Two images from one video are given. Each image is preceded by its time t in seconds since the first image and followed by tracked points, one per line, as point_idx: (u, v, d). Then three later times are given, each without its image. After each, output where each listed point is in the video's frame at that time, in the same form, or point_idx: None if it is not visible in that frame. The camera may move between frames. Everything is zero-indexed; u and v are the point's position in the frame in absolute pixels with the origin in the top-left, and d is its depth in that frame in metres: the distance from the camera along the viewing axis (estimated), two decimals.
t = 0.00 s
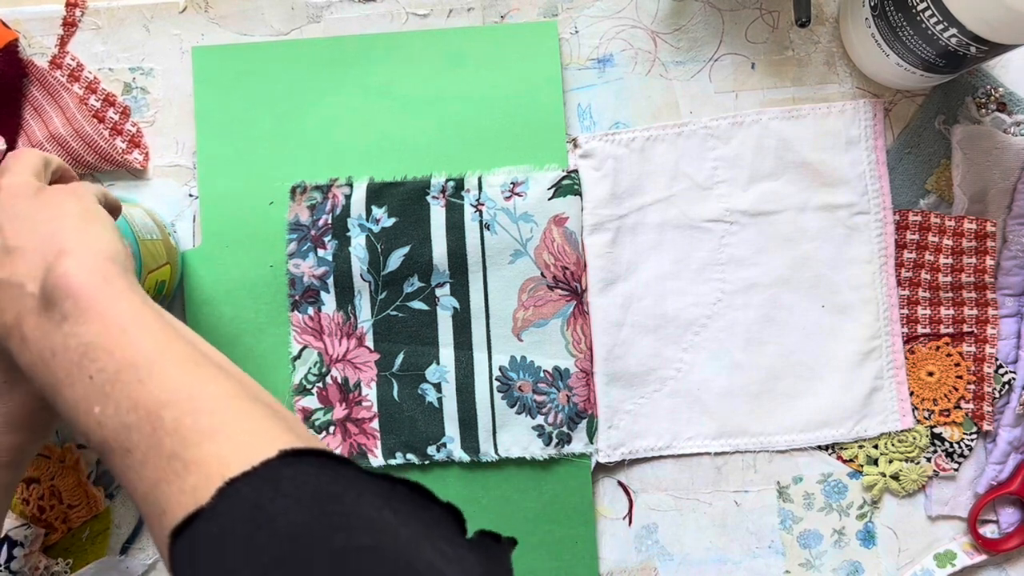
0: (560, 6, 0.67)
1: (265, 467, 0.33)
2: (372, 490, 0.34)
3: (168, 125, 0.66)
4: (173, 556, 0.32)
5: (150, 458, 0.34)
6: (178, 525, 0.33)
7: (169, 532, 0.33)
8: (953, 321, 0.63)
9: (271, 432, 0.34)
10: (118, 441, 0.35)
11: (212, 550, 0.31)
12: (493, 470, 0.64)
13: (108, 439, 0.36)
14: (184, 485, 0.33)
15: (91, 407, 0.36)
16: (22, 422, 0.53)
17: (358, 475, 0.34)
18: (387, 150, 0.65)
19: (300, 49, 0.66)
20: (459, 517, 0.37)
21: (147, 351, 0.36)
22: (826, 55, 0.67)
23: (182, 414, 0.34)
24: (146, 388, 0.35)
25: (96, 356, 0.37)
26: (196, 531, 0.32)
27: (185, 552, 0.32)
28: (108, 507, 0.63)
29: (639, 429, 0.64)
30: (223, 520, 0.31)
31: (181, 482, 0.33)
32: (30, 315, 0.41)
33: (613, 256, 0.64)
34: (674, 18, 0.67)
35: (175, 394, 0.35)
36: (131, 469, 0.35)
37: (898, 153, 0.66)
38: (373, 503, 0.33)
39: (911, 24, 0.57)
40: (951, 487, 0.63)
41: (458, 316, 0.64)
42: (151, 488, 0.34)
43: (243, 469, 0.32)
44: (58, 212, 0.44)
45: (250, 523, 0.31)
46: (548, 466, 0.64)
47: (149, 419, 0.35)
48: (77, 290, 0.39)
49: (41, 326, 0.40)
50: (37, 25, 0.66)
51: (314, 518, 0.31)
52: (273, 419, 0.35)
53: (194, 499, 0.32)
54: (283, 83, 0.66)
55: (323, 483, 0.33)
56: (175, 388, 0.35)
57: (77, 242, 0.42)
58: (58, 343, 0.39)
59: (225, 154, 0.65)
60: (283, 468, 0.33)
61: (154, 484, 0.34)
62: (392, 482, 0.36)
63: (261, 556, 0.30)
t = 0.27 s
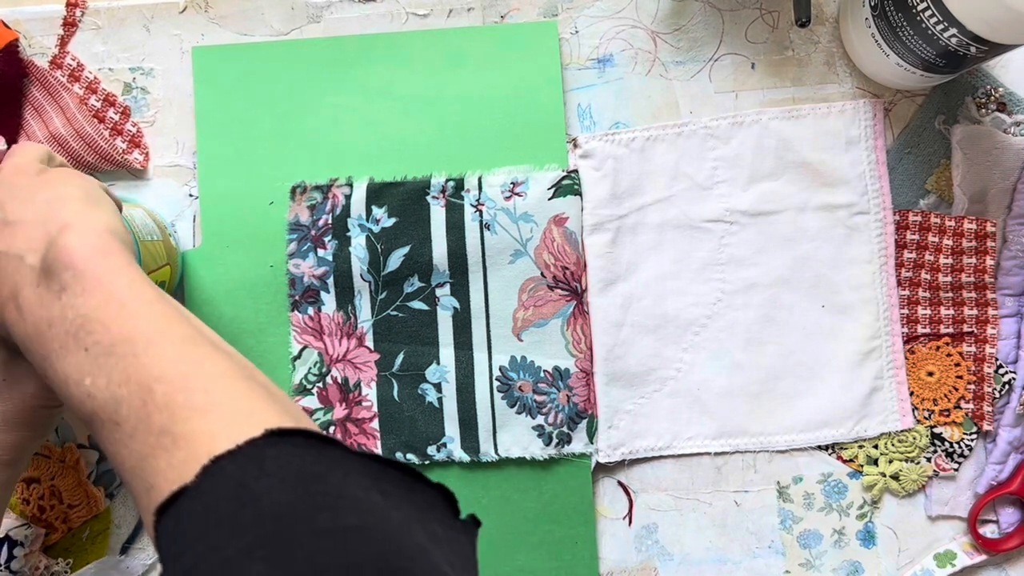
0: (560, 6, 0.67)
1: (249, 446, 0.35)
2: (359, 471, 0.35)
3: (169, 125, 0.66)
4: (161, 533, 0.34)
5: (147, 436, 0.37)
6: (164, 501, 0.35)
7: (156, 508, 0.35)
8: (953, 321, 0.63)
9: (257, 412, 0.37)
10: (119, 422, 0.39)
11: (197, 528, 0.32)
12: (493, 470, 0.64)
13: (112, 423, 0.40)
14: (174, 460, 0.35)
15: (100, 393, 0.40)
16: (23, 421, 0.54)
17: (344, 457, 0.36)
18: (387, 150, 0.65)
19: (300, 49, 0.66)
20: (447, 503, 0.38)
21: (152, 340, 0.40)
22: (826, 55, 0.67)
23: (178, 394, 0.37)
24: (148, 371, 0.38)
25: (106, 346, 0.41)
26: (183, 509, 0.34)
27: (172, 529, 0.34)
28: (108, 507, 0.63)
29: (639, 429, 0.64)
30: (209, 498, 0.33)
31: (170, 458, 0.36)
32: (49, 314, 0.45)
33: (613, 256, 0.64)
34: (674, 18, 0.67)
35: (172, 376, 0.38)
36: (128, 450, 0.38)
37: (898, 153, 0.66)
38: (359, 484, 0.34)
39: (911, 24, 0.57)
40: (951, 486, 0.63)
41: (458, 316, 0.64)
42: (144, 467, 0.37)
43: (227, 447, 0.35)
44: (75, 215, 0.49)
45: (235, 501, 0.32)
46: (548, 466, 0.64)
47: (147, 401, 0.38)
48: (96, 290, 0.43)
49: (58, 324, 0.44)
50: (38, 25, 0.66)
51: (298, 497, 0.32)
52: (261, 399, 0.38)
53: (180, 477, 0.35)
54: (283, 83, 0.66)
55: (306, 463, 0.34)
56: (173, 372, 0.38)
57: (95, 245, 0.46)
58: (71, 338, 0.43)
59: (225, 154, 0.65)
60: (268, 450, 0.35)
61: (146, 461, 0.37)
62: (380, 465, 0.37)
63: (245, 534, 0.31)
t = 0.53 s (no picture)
0: (560, 6, 0.67)
1: (197, 420, 0.32)
2: (315, 445, 0.33)
3: (169, 125, 0.66)
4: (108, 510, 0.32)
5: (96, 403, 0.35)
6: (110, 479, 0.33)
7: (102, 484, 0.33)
8: (953, 321, 0.63)
9: (209, 382, 0.34)
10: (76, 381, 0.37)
11: (142, 509, 0.31)
12: (493, 471, 0.64)
13: (66, 390, 0.38)
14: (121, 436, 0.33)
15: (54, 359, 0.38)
16: (23, 422, 0.54)
17: (299, 428, 0.34)
18: (387, 150, 0.65)
19: (300, 49, 0.66)
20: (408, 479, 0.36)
21: (106, 303, 0.37)
22: (826, 55, 0.67)
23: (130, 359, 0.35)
24: (106, 335, 0.36)
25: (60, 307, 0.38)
26: (128, 486, 0.32)
27: (118, 507, 0.32)
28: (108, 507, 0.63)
29: (639, 429, 0.64)
30: (152, 477, 0.31)
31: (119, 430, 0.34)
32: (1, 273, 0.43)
33: (613, 256, 0.64)
34: (674, 18, 0.67)
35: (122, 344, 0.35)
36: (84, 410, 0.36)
37: (898, 154, 0.66)
38: (316, 457, 0.33)
39: (911, 24, 0.57)
40: (951, 486, 0.63)
41: (458, 316, 0.64)
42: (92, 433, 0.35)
43: (176, 422, 0.32)
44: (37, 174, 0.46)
45: (181, 482, 0.31)
46: (549, 466, 0.64)
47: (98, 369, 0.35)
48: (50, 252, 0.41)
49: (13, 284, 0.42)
50: (37, 25, 0.66)
51: (249, 473, 0.31)
52: (222, 368, 0.35)
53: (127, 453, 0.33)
54: (282, 82, 0.66)
55: (256, 437, 0.32)
56: (125, 335, 0.36)
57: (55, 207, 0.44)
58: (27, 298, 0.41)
59: (225, 154, 0.65)
60: (218, 423, 0.32)
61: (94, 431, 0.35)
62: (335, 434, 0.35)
63: (193, 512, 0.30)
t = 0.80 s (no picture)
0: (560, 6, 0.67)
1: (324, 419, 0.31)
2: (418, 461, 0.33)
3: (169, 125, 0.66)
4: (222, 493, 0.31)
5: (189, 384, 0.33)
6: (227, 460, 0.31)
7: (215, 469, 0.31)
8: (953, 321, 0.64)
9: (338, 387, 0.33)
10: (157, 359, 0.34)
11: (264, 494, 0.29)
12: (493, 470, 0.64)
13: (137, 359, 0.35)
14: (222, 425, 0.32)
15: (153, 324, 0.34)
16: (24, 420, 0.56)
17: (408, 444, 0.34)
18: (387, 150, 0.65)
19: (300, 49, 0.66)
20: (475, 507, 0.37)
21: (201, 284, 0.34)
22: (826, 55, 0.67)
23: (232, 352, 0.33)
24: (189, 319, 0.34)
25: (177, 275, 0.35)
26: (251, 471, 0.30)
27: (237, 492, 0.30)
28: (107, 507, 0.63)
29: (639, 429, 0.64)
30: (277, 464, 0.30)
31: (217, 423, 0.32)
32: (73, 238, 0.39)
33: (613, 256, 0.64)
34: (674, 18, 0.67)
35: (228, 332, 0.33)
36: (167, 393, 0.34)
37: (898, 154, 0.66)
38: (420, 474, 0.33)
39: (911, 24, 0.57)
40: (951, 486, 0.63)
41: (458, 316, 0.64)
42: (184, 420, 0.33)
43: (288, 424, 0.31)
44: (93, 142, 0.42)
45: (310, 472, 0.30)
46: (549, 466, 0.64)
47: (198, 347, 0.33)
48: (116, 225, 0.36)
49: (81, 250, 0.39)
50: (37, 25, 0.66)
51: (370, 478, 0.30)
52: (323, 369, 0.34)
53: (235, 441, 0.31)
54: (283, 82, 0.66)
55: (379, 444, 0.32)
56: (290, 336, 0.34)
57: (131, 195, 0.37)
58: (111, 265, 0.36)
59: (225, 154, 0.65)
60: (344, 426, 0.32)
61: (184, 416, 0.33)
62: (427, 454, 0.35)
63: (315, 506, 0.29)
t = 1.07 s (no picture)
0: (560, 6, 0.67)
1: (417, 445, 0.34)
2: (483, 498, 0.36)
3: (168, 125, 0.66)
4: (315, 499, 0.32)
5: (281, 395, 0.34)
6: (327, 470, 0.32)
7: (311, 477, 0.32)
8: (953, 321, 0.64)
9: (421, 417, 0.36)
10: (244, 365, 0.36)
11: (365, 505, 0.31)
12: (493, 471, 0.64)
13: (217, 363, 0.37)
14: (321, 436, 0.33)
15: (253, 329, 0.35)
16: (22, 420, 0.57)
17: (476, 480, 0.36)
18: (387, 149, 0.65)
19: (300, 49, 0.66)
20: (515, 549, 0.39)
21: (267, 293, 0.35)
22: (826, 55, 0.67)
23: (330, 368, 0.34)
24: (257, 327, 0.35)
25: (276, 284, 0.36)
26: (352, 481, 0.32)
27: (334, 501, 0.32)
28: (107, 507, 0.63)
29: (639, 429, 0.64)
30: (379, 480, 0.32)
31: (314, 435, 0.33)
32: (159, 234, 0.39)
33: (613, 256, 0.64)
34: (674, 18, 0.67)
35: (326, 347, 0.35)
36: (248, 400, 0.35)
37: (898, 153, 0.66)
38: (488, 510, 0.35)
39: (911, 24, 0.57)
40: (951, 487, 0.63)
41: (458, 316, 0.64)
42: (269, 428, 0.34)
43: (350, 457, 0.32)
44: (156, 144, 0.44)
45: (409, 490, 0.32)
46: (549, 466, 0.63)
47: (299, 358, 0.34)
48: (209, 229, 0.37)
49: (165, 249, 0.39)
50: (37, 25, 0.66)
51: (457, 504, 0.32)
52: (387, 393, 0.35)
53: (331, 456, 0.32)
54: (282, 82, 0.66)
55: (460, 477, 0.34)
56: (377, 358, 0.36)
57: (227, 203, 0.38)
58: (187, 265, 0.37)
59: (224, 153, 0.65)
60: (433, 452, 0.34)
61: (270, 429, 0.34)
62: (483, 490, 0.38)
63: (413, 522, 0.31)
